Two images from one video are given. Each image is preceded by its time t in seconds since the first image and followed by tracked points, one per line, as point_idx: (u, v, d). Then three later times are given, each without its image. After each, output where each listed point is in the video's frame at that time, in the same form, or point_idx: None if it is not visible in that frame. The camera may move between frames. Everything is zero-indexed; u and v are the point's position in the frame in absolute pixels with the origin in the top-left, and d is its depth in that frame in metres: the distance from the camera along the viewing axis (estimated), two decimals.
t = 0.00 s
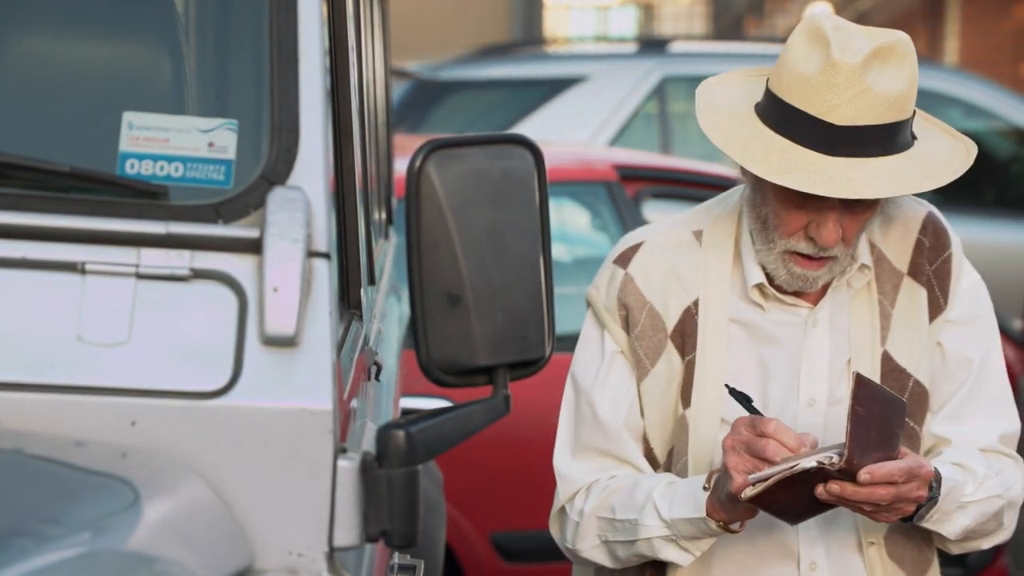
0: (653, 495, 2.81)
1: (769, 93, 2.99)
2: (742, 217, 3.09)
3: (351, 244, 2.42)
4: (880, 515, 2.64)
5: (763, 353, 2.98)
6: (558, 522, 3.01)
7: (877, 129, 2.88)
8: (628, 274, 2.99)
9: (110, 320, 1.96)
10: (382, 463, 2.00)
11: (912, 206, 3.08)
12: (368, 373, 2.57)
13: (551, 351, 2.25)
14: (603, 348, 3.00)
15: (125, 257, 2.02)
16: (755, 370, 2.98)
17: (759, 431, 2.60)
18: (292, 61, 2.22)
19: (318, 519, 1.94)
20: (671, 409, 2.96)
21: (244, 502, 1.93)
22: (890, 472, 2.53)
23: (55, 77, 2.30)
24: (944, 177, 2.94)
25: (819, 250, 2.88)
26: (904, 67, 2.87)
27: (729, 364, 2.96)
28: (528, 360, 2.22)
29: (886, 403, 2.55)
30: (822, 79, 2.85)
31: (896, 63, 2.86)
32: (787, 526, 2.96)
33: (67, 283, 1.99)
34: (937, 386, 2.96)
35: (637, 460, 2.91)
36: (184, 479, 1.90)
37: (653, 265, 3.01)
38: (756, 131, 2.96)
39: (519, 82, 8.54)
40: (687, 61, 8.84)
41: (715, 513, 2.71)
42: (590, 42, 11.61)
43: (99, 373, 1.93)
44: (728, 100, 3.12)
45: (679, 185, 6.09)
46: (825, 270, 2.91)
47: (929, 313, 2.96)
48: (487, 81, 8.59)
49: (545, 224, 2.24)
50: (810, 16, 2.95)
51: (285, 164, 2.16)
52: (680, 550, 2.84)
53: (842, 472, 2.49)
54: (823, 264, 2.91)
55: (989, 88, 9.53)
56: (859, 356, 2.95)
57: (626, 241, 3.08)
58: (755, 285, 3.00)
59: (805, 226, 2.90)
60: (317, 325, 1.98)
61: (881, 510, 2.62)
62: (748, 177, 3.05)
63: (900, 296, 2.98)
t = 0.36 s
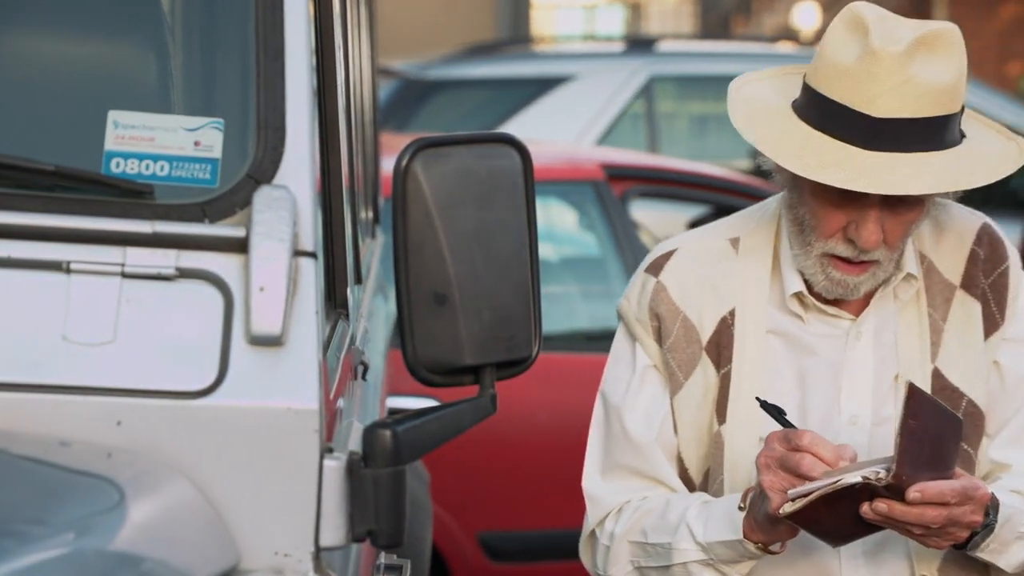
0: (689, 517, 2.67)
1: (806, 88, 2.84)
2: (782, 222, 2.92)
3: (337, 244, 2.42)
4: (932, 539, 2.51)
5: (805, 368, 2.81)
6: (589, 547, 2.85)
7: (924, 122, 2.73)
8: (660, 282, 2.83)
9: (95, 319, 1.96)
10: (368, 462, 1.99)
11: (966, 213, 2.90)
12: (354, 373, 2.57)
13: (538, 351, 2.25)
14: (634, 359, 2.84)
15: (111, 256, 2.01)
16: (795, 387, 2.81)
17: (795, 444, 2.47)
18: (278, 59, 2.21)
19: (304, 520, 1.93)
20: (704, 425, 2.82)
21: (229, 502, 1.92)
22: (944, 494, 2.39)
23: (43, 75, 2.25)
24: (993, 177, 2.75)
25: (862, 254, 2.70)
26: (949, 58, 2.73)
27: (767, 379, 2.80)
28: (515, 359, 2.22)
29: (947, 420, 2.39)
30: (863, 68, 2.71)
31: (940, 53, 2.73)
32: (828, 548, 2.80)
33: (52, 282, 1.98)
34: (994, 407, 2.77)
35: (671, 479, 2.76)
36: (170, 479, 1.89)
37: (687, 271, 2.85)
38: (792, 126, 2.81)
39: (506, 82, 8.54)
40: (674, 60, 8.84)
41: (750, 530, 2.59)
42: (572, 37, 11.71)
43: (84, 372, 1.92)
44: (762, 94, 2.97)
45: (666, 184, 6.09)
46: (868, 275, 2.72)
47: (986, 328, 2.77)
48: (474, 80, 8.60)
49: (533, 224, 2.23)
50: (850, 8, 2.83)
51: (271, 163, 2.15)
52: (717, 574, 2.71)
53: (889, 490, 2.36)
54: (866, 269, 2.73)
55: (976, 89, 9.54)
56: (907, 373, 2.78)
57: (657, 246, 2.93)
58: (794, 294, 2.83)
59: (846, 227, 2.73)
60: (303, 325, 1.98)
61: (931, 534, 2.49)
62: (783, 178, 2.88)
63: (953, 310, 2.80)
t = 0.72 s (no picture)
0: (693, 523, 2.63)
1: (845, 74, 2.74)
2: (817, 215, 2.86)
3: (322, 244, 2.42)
4: (938, 563, 2.40)
5: (827, 370, 2.78)
6: (592, 546, 2.84)
7: (967, 113, 2.61)
8: (685, 271, 2.79)
9: (77, 319, 1.95)
10: (352, 462, 1.98)
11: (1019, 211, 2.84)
12: (339, 372, 2.56)
13: (524, 350, 2.25)
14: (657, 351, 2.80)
15: (93, 256, 2.01)
16: (822, 392, 2.78)
17: (803, 453, 2.40)
18: (263, 57, 2.21)
19: (288, 520, 1.92)
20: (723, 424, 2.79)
21: (213, 503, 1.91)
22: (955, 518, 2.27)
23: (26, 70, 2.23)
24: None
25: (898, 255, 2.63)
26: (999, 43, 2.60)
27: (790, 382, 2.77)
28: (500, 359, 2.22)
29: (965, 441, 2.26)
30: (904, 56, 2.59)
31: (990, 40, 2.59)
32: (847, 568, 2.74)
33: (34, 282, 1.98)
34: None
35: (679, 481, 2.72)
36: (153, 480, 1.88)
37: (712, 262, 2.80)
38: (829, 117, 2.71)
39: (493, 80, 8.54)
40: (661, 59, 8.84)
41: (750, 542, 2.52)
42: (559, 35, 11.72)
43: (67, 372, 1.92)
44: (798, 79, 2.88)
45: (652, 184, 6.11)
46: (905, 276, 2.65)
47: None
48: (460, 78, 8.60)
49: (519, 223, 2.23)
50: None
51: (255, 162, 2.15)
52: None
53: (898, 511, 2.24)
54: (904, 270, 2.66)
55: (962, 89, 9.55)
56: (941, 384, 2.74)
57: (686, 231, 2.88)
58: (827, 293, 2.78)
59: (881, 224, 2.65)
60: (287, 324, 1.98)
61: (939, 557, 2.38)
62: (820, 170, 2.82)
63: (994, 318, 2.75)
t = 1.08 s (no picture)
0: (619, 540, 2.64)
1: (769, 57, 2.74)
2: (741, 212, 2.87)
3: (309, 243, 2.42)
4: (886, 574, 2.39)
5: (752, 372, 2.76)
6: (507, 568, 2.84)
7: (893, 99, 2.62)
8: (604, 272, 2.78)
9: (64, 319, 1.94)
10: (340, 462, 1.97)
11: (956, 206, 2.83)
12: (327, 372, 2.56)
13: (512, 350, 2.24)
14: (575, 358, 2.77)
15: (80, 256, 2.00)
16: (747, 399, 2.76)
17: (740, 464, 2.39)
18: (248, 56, 2.20)
19: (275, 520, 1.92)
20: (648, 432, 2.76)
21: (200, 504, 1.91)
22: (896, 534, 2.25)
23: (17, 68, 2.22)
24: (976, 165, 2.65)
25: (826, 253, 2.62)
26: (927, 24, 2.60)
27: (716, 388, 2.75)
28: (488, 359, 2.21)
29: (910, 452, 2.22)
30: (830, 38, 2.59)
31: (920, 22, 2.60)
32: None
33: (20, 282, 1.97)
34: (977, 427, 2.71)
35: (601, 500, 2.73)
36: (140, 480, 1.88)
37: (631, 261, 2.79)
38: (746, 99, 2.74)
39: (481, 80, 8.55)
40: (649, 60, 8.85)
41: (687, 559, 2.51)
42: (546, 34, 11.72)
43: (53, 372, 1.91)
44: (720, 64, 2.88)
45: (643, 184, 6.11)
46: (832, 276, 2.65)
47: (967, 339, 2.70)
48: (447, 79, 8.62)
49: (507, 223, 2.22)
50: None
51: (242, 162, 2.14)
52: None
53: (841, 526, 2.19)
54: (830, 269, 2.65)
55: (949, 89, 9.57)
56: (873, 387, 2.72)
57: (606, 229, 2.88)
58: (752, 294, 2.77)
59: (806, 222, 2.64)
60: (274, 324, 1.97)
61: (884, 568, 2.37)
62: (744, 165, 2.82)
63: (928, 320, 2.73)
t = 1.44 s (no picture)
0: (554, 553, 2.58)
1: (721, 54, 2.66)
2: (700, 215, 2.82)
3: (305, 244, 2.42)
4: None
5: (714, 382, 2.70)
6: None
7: (855, 90, 2.53)
8: (553, 278, 2.74)
9: (60, 319, 1.94)
10: (335, 462, 1.97)
11: (927, 207, 2.79)
12: (322, 373, 2.55)
13: (508, 351, 2.24)
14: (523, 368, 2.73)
15: (75, 255, 2.00)
16: (712, 411, 2.70)
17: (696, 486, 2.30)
18: (244, 57, 2.21)
19: (272, 520, 1.91)
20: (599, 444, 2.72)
21: (195, 504, 1.90)
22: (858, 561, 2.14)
23: (10, 64, 2.21)
24: (937, 159, 2.56)
25: (788, 257, 2.54)
26: (883, 14, 2.54)
27: (676, 397, 2.70)
28: (484, 360, 2.21)
29: (878, 476, 2.09)
30: (783, 29, 2.51)
31: (875, 11, 2.54)
32: None
33: (16, 282, 1.97)
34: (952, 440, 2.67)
35: (544, 514, 2.67)
36: (136, 479, 1.87)
37: (588, 265, 2.76)
38: (697, 96, 2.66)
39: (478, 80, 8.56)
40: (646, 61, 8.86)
41: None
42: (543, 37, 11.74)
43: (48, 372, 1.90)
44: (670, 64, 2.79)
45: (640, 185, 6.11)
46: (796, 279, 2.57)
47: (943, 348, 2.67)
48: (444, 79, 8.63)
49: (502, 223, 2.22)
50: None
51: (238, 162, 2.14)
52: None
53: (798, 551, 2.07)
54: (795, 272, 2.57)
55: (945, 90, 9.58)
56: (846, 399, 2.65)
57: (560, 232, 2.84)
58: (713, 300, 2.72)
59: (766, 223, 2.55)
60: (270, 325, 1.98)
61: None
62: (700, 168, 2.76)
63: (902, 326, 2.68)
